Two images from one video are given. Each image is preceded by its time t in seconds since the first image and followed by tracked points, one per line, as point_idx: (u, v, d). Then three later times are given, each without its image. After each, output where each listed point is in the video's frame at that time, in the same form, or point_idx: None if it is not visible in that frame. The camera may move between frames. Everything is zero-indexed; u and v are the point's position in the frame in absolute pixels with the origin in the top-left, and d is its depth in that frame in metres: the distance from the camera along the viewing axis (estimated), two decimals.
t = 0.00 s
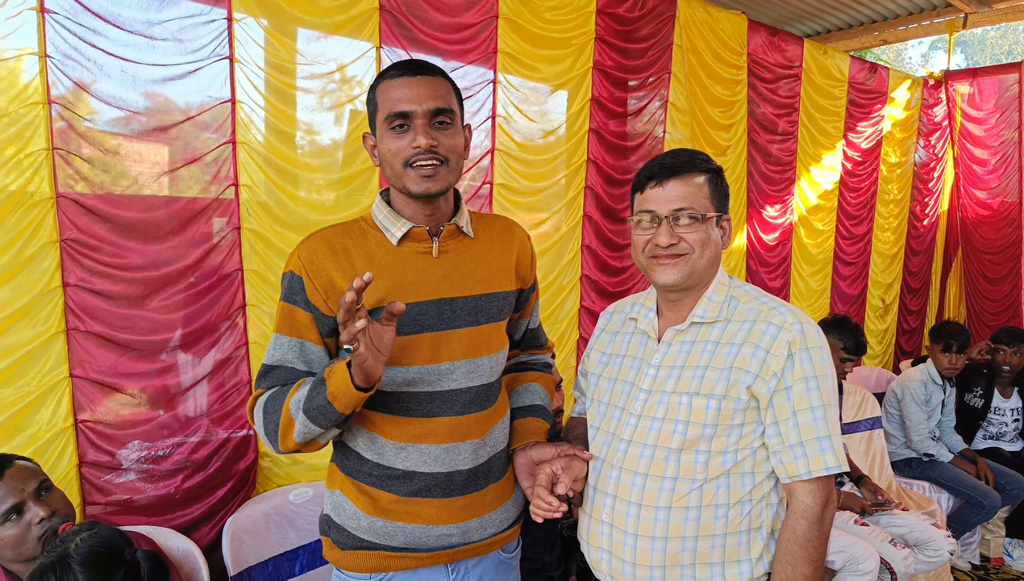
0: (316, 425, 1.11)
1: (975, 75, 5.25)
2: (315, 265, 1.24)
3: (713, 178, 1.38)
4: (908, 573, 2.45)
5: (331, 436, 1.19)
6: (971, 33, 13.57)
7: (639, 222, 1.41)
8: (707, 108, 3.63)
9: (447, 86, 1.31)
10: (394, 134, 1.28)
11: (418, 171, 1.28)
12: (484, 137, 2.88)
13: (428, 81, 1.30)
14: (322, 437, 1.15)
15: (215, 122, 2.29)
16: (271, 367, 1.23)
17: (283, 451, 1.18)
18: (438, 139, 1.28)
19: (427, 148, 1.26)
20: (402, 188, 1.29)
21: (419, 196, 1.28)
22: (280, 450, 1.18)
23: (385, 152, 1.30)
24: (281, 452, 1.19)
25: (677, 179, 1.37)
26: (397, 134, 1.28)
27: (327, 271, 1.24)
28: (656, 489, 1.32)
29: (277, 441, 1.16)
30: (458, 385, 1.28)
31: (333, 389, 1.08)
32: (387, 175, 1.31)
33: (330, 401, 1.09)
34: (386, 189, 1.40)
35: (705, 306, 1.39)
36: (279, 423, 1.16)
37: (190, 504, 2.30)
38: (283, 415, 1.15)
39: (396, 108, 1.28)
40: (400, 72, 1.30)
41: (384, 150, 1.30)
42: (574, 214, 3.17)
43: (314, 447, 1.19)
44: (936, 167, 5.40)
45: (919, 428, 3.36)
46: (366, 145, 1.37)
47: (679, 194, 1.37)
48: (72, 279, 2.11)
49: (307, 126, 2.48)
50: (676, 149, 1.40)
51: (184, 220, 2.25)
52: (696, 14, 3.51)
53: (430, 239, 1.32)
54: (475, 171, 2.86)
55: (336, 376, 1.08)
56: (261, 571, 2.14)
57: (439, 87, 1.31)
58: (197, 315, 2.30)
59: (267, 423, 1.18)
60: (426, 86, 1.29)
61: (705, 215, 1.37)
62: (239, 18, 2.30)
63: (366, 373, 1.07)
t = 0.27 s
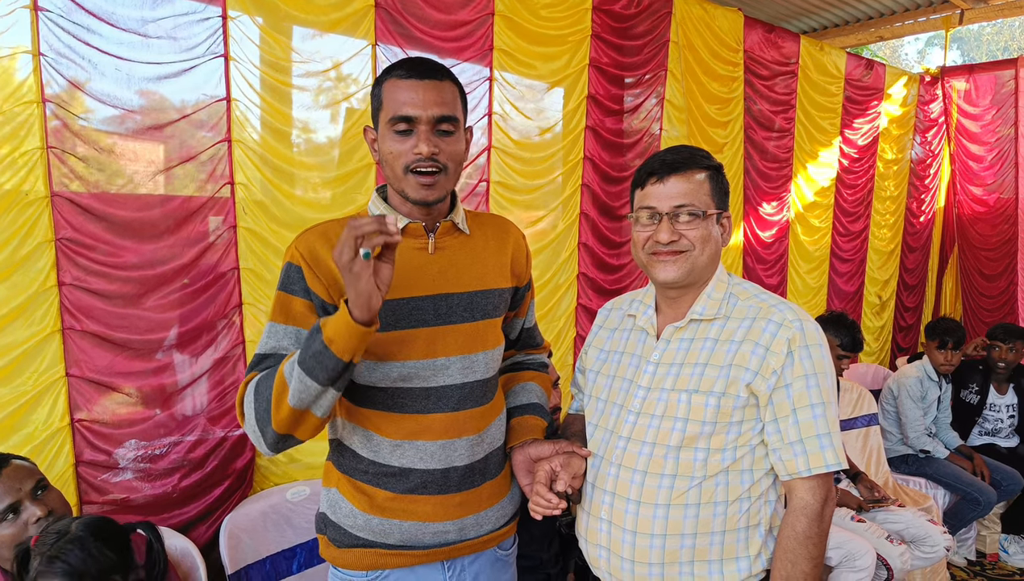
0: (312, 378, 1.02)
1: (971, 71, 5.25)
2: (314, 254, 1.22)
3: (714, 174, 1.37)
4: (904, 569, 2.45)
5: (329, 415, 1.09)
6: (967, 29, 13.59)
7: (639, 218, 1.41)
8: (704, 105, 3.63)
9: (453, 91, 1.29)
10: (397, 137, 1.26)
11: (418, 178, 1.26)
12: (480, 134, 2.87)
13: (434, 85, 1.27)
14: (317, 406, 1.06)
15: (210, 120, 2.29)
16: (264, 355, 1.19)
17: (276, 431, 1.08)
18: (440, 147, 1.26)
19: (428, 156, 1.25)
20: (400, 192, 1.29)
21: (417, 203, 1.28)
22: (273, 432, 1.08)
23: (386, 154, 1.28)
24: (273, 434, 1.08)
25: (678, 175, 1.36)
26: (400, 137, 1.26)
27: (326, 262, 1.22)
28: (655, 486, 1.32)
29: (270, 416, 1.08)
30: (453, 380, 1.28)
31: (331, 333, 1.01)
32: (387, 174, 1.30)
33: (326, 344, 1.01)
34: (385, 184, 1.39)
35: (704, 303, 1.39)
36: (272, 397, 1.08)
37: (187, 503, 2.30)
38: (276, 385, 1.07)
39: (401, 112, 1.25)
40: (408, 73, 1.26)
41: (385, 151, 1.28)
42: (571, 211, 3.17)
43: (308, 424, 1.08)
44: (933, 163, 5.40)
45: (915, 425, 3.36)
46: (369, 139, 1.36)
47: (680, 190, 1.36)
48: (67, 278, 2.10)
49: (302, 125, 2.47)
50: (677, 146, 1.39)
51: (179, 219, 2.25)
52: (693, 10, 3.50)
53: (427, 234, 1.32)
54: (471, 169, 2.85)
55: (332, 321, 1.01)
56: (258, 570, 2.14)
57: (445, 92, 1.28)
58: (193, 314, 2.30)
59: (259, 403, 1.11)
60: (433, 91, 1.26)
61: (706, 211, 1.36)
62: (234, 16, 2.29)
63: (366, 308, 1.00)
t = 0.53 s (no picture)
0: (318, 361, 1.02)
1: (968, 71, 5.26)
2: (317, 247, 1.21)
3: (712, 173, 1.37)
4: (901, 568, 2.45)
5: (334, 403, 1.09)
6: (964, 29, 13.62)
7: (638, 216, 1.41)
8: (702, 104, 3.64)
9: (459, 90, 1.29)
10: (404, 133, 1.25)
11: (425, 173, 1.26)
12: (478, 132, 2.88)
13: (441, 83, 1.27)
14: (323, 391, 1.05)
15: (209, 117, 2.29)
16: (267, 346, 1.19)
17: (281, 418, 1.07)
18: (448, 143, 1.26)
19: (437, 151, 1.24)
20: (407, 188, 1.28)
21: (423, 198, 1.28)
22: (278, 421, 1.08)
23: (391, 149, 1.27)
24: (279, 422, 1.08)
25: (677, 174, 1.36)
26: (407, 134, 1.25)
27: (329, 256, 1.21)
28: (652, 485, 1.32)
29: (275, 403, 1.08)
30: (452, 377, 1.27)
31: (339, 311, 1.01)
32: (391, 170, 1.29)
33: (334, 325, 1.01)
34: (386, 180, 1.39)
35: (702, 302, 1.39)
36: (277, 382, 1.08)
37: (183, 499, 2.30)
38: (281, 369, 1.07)
39: (408, 109, 1.25)
40: (414, 71, 1.26)
41: (391, 147, 1.27)
42: (569, 210, 3.17)
43: (314, 411, 1.07)
44: (930, 163, 5.41)
45: (912, 424, 3.36)
46: (371, 136, 1.36)
47: (679, 188, 1.36)
48: (65, 274, 2.10)
49: (300, 121, 2.47)
50: (677, 144, 1.39)
51: (177, 216, 2.25)
52: (691, 10, 3.51)
53: (428, 231, 1.32)
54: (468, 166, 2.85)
55: (340, 301, 1.02)
56: (254, 568, 2.13)
57: (451, 90, 1.28)
58: (190, 311, 2.30)
59: (263, 392, 1.11)
60: (439, 89, 1.26)
61: (705, 210, 1.36)
62: (232, 13, 2.30)
63: (374, 288, 1.02)
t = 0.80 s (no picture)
0: (323, 364, 1.02)
1: (962, 72, 5.30)
2: (314, 246, 1.21)
3: (708, 173, 1.38)
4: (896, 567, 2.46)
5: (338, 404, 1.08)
6: (958, 31, 13.72)
7: (633, 216, 1.41)
8: (697, 104, 3.65)
9: (457, 87, 1.29)
10: (404, 131, 1.25)
11: (426, 169, 1.26)
12: (475, 131, 2.88)
13: (439, 81, 1.27)
14: (327, 393, 1.05)
15: (205, 114, 2.28)
16: (267, 348, 1.19)
17: (285, 422, 1.07)
18: (448, 140, 1.26)
19: (437, 149, 1.24)
20: (407, 183, 1.27)
21: (424, 190, 1.27)
22: (282, 424, 1.08)
23: (391, 146, 1.27)
24: (283, 426, 1.07)
25: (673, 173, 1.37)
26: (407, 131, 1.25)
27: (327, 254, 1.21)
28: (647, 484, 1.32)
29: (280, 406, 1.07)
30: (449, 375, 1.27)
31: (342, 315, 1.01)
32: (390, 168, 1.28)
33: (339, 328, 1.01)
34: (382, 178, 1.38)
35: (697, 301, 1.38)
36: (282, 385, 1.07)
37: (177, 498, 2.29)
38: (286, 371, 1.07)
39: (408, 106, 1.25)
40: (412, 69, 1.27)
41: (390, 144, 1.27)
42: (565, 209, 3.17)
43: (319, 413, 1.07)
44: (923, 164, 5.44)
45: (906, 423, 3.37)
46: (366, 135, 1.35)
47: (675, 188, 1.36)
48: (59, 272, 2.09)
49: (297, 119, 2.47)
50: (673, 144, 1.40)
51: (173, 213, 2.24)
52: (686, 10, 3.52)
53: (425, 230, 1.32)
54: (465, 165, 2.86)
55: (343, 303, 1.02)
56: (248, 567, 2.12)
57: (449, 88, 1.29)
58: (186, 308, 2.29)
59: (267, 395, 1.10)
60: (438, 87, 1.27)
61: (701, 209, 1.37)
62: (230, 10, 2.29)
63: (378, 290, 1.01)
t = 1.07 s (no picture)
0: (312, 362, 1.01)
1: (953, 73, 5.30)
2: (310, 245, 1.21)
3: (701, 173, 1.38)
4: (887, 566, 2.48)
5: (326, 403, 1.08)
6: (949, 33, 13.82)
7: (627, 216, 1.41)
8: (690, 105, 3.66)
9: (439, 84, 1.29)
10: (388, 133, 1.26)
11: (415, 170, 1.26)
12: (469, 131, 2.88)
13: (421, 79, 1.27)
14: (315, 392, 1.04)
15: (197, 114, 2.27)
16: (258, 345, 1.17)
17: (272, 419, 1.07)
18: (434, 138, 1.26)
19: (423, 147, 1.24)
20: (397, 186, 1.28)
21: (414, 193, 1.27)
22: (268, 420, 1.07)
23: (379, 150, 1.27)
24: (269, 423, 1.07)
25: (666, 174, 1.37)
26: (392, 133, 1.26)
27: (322, 254, 1.21)
28: (640, 484, 1.32)
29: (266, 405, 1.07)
30: (442, 376, 1.27)
31: (333, 313, 1.00)
32: (381, 171, 1.29)
33: (327, 325, 1.00)
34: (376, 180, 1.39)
35: (690, 301, 1.40)
36: (269, 381, 1.07)
37: (168, 500, 2.28)
38: (274, 367, 1.06)
39: (391, 108, 1.25)
40: (392, 71, 1.27)
41: (378, 148, 1.27)
42: (558, 209, 3.17)
43: (304, 411, 1.06)
44: (915, 165, 5.48)
45: (898, 423, 3.39)
46: (357, 141, 1.35)
47: (669, 188, 1.37)
48: (49, 272, 2.08)
49: (290, 119, 2.46)
50: (666, 144, 1.40)
51: (164, 213, 2.23)
52: (680, 11, 3.53)
53: (420, 231, 1.31)
54: (459, 166, 2.85)
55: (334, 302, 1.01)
56: (240, 569, 2.11)
57: (431, 86, 1.28)
58: (177, 309, 2.28)
59: (255, 391, 1.10)
60: (419, 85, 1.26)
61: (694, 209, 1.37)
62: (222, 10, 2.28)
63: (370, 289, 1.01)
